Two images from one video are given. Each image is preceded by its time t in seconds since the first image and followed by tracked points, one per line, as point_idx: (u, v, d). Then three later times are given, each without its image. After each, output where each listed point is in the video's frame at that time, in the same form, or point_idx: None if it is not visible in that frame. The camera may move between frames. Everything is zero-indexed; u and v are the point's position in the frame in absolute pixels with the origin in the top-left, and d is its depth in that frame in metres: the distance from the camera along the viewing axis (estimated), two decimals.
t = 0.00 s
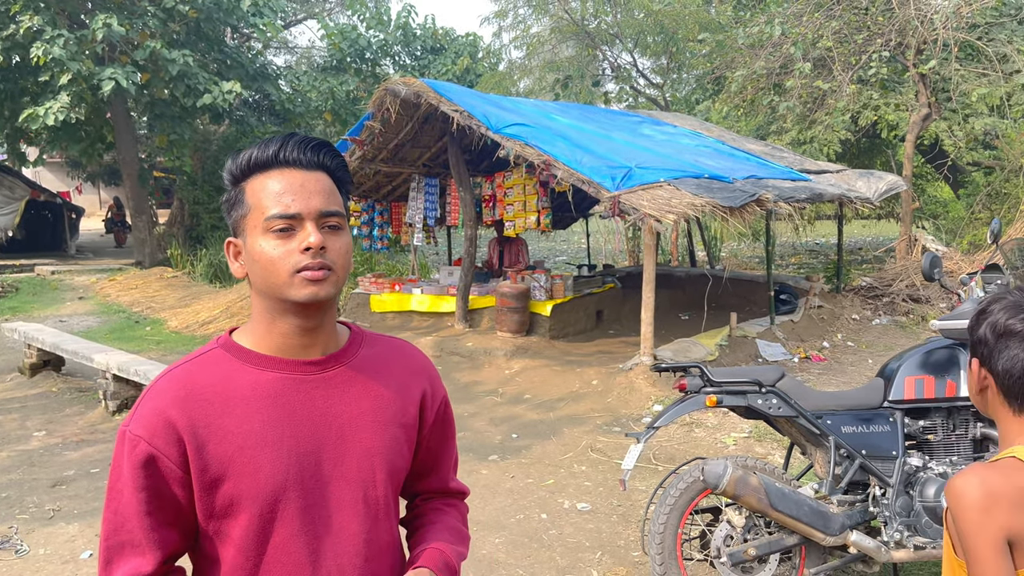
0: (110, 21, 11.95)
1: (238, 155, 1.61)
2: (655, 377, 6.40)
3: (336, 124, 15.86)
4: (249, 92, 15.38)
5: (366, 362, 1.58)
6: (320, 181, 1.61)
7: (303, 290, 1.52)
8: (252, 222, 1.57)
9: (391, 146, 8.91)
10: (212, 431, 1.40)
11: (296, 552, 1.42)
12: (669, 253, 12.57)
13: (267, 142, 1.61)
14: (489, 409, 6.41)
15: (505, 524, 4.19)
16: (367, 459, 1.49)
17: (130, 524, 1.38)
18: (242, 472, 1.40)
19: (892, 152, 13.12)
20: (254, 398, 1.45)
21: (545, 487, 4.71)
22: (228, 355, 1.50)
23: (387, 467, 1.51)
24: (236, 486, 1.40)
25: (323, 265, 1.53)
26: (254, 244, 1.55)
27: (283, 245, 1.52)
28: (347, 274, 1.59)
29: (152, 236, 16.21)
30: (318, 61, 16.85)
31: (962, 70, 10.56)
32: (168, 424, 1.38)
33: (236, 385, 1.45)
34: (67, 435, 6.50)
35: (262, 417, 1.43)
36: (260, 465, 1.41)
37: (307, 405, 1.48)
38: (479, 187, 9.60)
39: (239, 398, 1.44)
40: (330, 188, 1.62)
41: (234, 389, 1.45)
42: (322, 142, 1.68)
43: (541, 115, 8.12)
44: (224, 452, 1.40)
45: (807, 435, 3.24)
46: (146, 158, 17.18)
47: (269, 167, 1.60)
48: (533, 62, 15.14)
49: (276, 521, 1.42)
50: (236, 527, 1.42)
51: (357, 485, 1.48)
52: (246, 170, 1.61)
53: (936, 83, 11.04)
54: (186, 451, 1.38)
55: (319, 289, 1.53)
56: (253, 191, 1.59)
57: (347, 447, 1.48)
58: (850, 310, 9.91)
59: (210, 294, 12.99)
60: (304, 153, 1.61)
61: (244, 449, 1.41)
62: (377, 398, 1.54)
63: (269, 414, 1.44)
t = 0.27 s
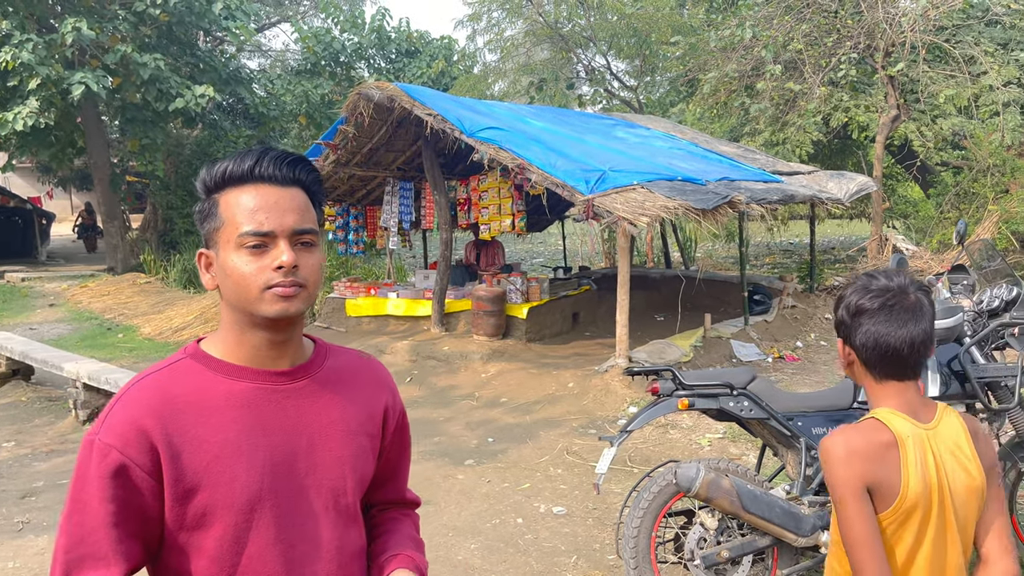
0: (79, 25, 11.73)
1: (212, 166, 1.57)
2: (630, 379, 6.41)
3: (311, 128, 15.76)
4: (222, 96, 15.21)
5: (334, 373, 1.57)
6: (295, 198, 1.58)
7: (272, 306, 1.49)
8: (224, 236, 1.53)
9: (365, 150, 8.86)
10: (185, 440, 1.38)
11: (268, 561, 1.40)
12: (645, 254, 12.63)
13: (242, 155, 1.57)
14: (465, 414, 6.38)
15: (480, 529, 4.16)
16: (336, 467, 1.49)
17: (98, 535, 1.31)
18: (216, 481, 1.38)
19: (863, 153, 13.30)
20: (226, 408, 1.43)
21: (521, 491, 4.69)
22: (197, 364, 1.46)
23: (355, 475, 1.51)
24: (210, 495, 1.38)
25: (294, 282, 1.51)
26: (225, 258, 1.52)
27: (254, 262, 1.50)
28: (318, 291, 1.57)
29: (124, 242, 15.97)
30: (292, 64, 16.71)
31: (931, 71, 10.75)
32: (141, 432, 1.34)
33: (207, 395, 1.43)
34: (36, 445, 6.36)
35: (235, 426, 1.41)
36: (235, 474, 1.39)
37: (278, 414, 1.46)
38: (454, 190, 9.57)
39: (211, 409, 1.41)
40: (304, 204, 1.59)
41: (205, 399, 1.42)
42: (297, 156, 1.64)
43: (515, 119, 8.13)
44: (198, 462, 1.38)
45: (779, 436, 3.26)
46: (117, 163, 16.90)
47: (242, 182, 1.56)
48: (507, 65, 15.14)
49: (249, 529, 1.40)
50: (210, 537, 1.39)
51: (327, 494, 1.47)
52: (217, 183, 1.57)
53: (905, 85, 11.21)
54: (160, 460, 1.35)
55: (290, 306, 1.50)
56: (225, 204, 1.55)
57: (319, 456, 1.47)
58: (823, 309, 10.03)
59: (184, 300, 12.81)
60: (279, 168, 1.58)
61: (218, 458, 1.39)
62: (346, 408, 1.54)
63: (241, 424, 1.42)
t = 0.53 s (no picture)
0: (58, 26, 11.55)
1: (191, 165, 1.53)
2: (616, 379, 6.38)
3: (295, 129, 15.64)
4: (205, 97, 15.06)
5: (309, 375, 1.51)
6: (270, 192, 1.52)
7: (241, 301, 1.42)
8: (196, 230, 1.48)
9: (348, 150, 8.78)
10: (160, 445, 1.31)
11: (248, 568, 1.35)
12: (631, 253, 12.61)
13: (218, 152, 1.52)
14: (450, 415, 6.32)
15: (465, 533, 4.11)
16: (314, 471, 1.43)
17: (79, 544, 1.25)
18: (195, 486, 1.32)
19: (848, 150, 13.35)
20: (201, 411, 1.36)
21: (506, 493, 4.64)
22: (170, 367, 1.39)
23: (333, 479, 1.45)
24: (189, 501, 1.32)
25: (265, 277, 1.44)
26: (196, 253, 1.46)
27: (224, 254, 1.44)
28: (293, 288, 1.50)
29: (106, 245, 15.77)
30: (276, 64, 16.57)
31: (913, 68, 10.80)
32: (118, 437, 1.27)
33: (181, 397, 1.36)
34: (14, 453, 6.23)
35: (211, 430, 1.35)
36: (212, 479, 1.33)
37: (255, 417, 1.40)
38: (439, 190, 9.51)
39: (186, 412, 1.35)
40: (281, 201, 1.53)
41: (179, 402, 1.35)
42: (277, 154, 1.59)
43: (498, 118, 8.07)
44: (174, 467, 1.31)
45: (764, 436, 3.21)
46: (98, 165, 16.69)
47: (217, 178, 1.51)
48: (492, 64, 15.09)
49: (230, 533, 1.34)
50: (188, 544, 1.32)
51: (306, 498, 1.41)
52: (193, 178, 1.52)
53: (888, 82, 11.25)
54: (136, 465, 1.29)
55: (259, 302, 1.43)
56: (201, 200, 1.50)
57: (299, 458, 1.42)
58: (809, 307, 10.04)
59: (167, 303, 12.67)
60: (256, 163, 1.53)
61: (194, 463, 1.33)
62: (322, 410, 1.48)
63: (217, 428, 1.36)
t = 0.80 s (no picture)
0: (48, 23, 11.43)
1: (195, 163, 1.49)
2: (611, 374, 6.35)
3: (288, 125, 15.57)
4: (197, 94, 14.96)
5: (316, 373, 1.46)
6: (274, 197, 1.47)
7: (241, 310, 1.38)
8: (199, 235, 1.44)
9: (340, 146, 8.72)
10: (158, 446, 1.29)
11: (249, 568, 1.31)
12: (626, 248, 12.59)
13: (223, 153, 1.48)
14: (445, 412, 6.28)
15: (460, 530, 4.07)
16: (317, 470, 1.38)
17: (80, 544, 1.25)
18: (191, 486, 1.29)
19: (842, 143, 13.34)
20: (200, 410, 1.33)
21: (501, 489, 4.60)
22: (173, 368, 1.37)
23: (339, 478, 1.40)
24: (187, 502, 1.29)
25: (266, 285, 1.40)
26: (199, 258, 1.43)
27: (225, 261, 1.39)
28: (295, 296, 1.45)
29: (99, 243, 15.66)
30: (268, 60, 16.48)
31: (907, 60, 10.78)
32: (114, 440, 1.26)
33: (181, 397, 1.33)
34: (5, 453, 6.17)
35: (209, 430, 1.32)
36: (209, 479, 1.30)
37: (255, 416, 1.37)
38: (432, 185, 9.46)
39: (184, 412, 1.32)
40: (285, 205, 1.48)
41: (178, 402, 1.33)
42: (283, 154, 1.54)
43: (491, 112, 8.01)
44: (172, 468, 1.29)
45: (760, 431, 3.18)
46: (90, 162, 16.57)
47: (220, 180, 1.46)
48: (485, 59, 15.02)
49: (229, 533, 1.31)
50: (190, 544, 1.30)
51: (309, 498, 1.37)
52: (197, 179, 1.48)
53: (882, 74, 11.24)
54: (133, 466, 1.27)
55: (260, 312, 1.39)
56: (204, 203, 1.46)
57: (299, 457, 1.37)
58: (804, 300, 10.03)
59: (160, 301, 12.58)
60: (260, 165, 1.48)
61: (192, 464, 1.30)
62: (327, 408, 1.43)
63: (216, 428, 1.33)
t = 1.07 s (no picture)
0: (44, 15, 11.35)
1: (223, 151, 1.47)
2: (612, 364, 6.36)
3: (286, 117, 15.52)
4: (195, 86, 14.90)
5: (341, 359, 1.46)
6: (302, 190, 1.45)
7: (269, 304, 1.39)
8: (228, 227, 1.44)
9: (339, 137, 8.69)
10: (180, 425, 1.32)
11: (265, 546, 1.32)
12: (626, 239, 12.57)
13: (253, 142, 1.46)
14: (446, 403, 6.28)
15: (462, 520, 4.08)
16: (337, 454, 1.38)
17: (105, 514, 1.30)
18: (211, 466, 1.32)
19: (842, 132, 13.29)
20: (222, 391, 1.35)
21: (503, 480, 4.60)
22: (200, 350, 1.40)
23: (360, 462, 1.39)
24: (208, 479, 1.31)
25: (294, 280, 1.40)
26: (228, 249, 1.43)
27: (254, 255, 1.40)
28: (322, 289, 1.46)
29: (98, 236, 15.65)
30: (265, 52, 16.40)
31: (908, 48, 10.74)
32: (139, 418, 1.30)
33: (204, 378, 1.36)
34: (7, 446, 6.16)
35: (229, 410, 1.34)
36: (227, 458, 1.32)
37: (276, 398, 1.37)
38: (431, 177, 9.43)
39: (206, 392, 1.34)
40: (313, 198, 1.47)
41: (201, 383, 1.35)
42: (311, 145, 1.51)
43: (491, 103, 7.98)
44: (193, 446, 1.31)
45: (763, 419, 3.18)
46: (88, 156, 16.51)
47: (249, 172, 1.45)
48: (483, 49, 14.96)
49: (246, 512, 1.32)
50: (210, 519, 1.33)
51: (328, 480, 1.37)
52: (226, 168, 1.47)
53: (883, 62, 11.20)
54: (155, 443, 1.30)
55: (288, 307, 1.40)
56: (233, 194, 1.45)
57: (318, 441, 1.37)
58: (805, 290, 10.01)
59: (161, 295, 12.57)
60: (288, 159, 1.45)
61: (212, 443, 1.32)
62: (350, 393, 1.42)
63: (236, 408, 1.34)
